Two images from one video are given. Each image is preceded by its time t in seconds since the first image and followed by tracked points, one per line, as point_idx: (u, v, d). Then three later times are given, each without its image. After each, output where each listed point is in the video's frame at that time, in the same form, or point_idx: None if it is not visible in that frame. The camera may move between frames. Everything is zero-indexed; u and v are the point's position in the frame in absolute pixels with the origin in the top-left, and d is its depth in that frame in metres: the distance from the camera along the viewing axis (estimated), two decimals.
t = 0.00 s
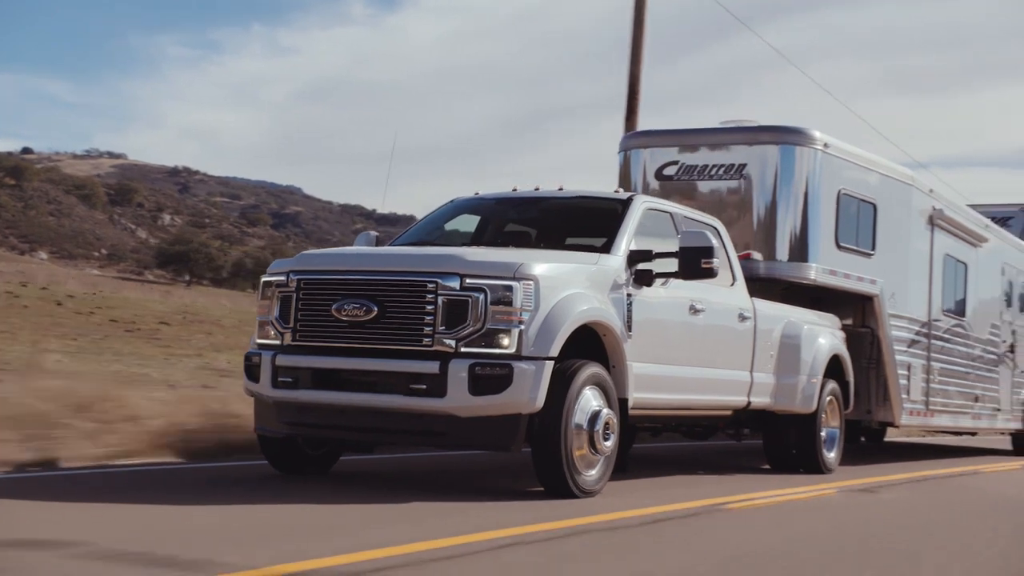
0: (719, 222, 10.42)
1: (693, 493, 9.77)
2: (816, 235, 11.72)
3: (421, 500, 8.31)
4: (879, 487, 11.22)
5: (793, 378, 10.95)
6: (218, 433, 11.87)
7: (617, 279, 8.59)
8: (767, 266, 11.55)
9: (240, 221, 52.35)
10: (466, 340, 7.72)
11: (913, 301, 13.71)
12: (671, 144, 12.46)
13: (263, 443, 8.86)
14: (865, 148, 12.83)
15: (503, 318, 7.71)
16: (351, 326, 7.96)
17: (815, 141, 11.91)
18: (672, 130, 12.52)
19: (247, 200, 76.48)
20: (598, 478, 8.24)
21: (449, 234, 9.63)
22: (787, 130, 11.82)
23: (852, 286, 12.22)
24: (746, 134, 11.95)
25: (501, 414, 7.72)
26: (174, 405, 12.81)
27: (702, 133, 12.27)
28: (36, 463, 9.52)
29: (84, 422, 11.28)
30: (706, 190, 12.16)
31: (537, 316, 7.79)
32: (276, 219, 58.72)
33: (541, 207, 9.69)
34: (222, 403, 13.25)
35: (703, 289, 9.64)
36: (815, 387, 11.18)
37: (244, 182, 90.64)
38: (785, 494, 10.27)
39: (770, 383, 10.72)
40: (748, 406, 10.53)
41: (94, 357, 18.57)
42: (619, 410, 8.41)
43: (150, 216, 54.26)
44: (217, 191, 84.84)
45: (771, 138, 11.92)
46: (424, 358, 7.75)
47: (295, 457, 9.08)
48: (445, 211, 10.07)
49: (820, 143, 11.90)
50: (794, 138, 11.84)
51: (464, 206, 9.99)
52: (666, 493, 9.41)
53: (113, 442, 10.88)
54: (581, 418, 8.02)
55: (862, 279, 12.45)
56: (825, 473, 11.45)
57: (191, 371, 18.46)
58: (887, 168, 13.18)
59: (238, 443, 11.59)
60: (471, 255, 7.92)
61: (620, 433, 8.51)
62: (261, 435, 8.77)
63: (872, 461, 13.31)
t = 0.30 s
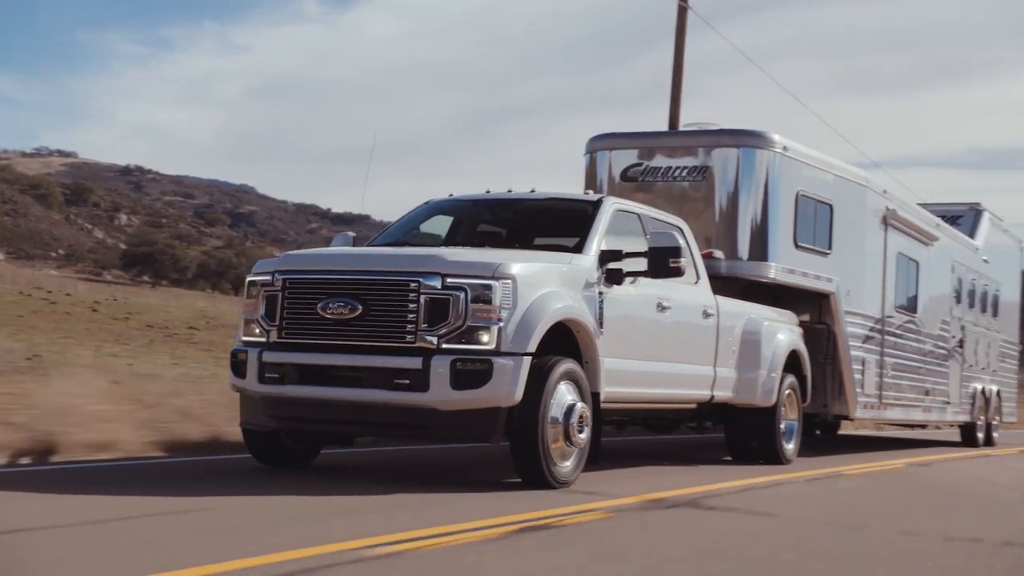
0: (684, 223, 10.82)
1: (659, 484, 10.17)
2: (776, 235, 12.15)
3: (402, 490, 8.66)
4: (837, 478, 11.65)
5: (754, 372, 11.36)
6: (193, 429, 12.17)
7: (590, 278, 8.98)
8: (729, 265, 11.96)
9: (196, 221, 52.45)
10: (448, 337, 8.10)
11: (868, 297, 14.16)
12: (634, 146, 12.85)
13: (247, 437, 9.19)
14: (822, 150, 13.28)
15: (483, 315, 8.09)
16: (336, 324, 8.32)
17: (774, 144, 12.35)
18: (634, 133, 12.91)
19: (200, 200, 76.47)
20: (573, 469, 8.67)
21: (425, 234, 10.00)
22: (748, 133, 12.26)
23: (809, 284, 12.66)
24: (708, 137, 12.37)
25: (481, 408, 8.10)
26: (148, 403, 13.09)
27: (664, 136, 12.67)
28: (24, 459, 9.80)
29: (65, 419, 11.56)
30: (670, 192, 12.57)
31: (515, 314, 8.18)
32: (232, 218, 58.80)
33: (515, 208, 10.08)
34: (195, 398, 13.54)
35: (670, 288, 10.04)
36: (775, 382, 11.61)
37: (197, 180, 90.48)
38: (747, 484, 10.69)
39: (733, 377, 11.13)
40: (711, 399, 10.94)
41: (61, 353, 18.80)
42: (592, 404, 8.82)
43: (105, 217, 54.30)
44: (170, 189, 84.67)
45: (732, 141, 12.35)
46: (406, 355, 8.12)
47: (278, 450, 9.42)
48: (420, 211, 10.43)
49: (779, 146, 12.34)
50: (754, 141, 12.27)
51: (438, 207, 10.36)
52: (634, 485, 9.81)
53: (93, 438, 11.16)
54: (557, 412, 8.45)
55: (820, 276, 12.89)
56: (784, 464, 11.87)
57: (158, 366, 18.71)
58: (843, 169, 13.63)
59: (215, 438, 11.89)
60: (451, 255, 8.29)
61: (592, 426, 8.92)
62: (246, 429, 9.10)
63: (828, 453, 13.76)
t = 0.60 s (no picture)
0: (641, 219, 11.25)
1: (618, 471, 10.61)
2: (729, 231, 12.61)
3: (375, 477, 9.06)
4: (786, 465, 12.14)
5: (709, 364, 11.82)
6: (162, 421, 12.50)
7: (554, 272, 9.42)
8: (684, 260, 12.41)
9: (146, 216, 52.48)
10: (421, 329, 8.51)
11: (816, 291, 14.67)
12: (591, 145, 13.28)
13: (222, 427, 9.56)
14: (772, 149, 13.76)
15: (455, 309, 8.52)
16: (313, 317, 8.69)
17: (727, 144, 12.81)
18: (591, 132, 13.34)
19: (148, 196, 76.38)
20: (539, 456, 9.14)
21: (394, 231, 10.39)
22: (702, 133, 12.71)
23: (760, 277, 13.15)
24: (663, 136, 12.81)
25: (452, 398, 8.52)
26: (115, 395, 13.40)
27: (620, 135, 13.11)
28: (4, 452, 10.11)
29: (38, 412, 11.85)
30: (626, 189, 13.01)
31: (485, 308, 8.61)
32: (182, 215, 58.83)
33: (480, 206, 10.50)
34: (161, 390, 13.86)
35: (629, 282, 10.49)
36: (728, 373, 12.07)
37: (145, 177, 90.24)
38: (702, 472, 11.15)
39: (688, 369, 11.58)
40: (667, 390, 11.39)
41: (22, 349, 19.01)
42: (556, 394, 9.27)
43: (56, 214, 54.25)
44: (118, 186, 84.40)
45: (687, 140, 12.80)
46: (381, 347, 8.53)
47: (253, 439, 9.79)
48: (386, 207, 10.82)
49: (732, 145, 12.80)
50: (707, 140, 12.73)
51: (405, 204, 10.75)
52: (595, 472, 10.24)
53: (66, 430, 11.47)
54: (525, 402, 8.90)
55: (770, 271, 13.38)
56: (736, 452, 12.35)
57: (117, 359, 18.98)
58: (793, 167, 14.12)
59: (185, 431, 12.22)
60: (423, 251, 8.69)
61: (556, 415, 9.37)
62: (222, 418, 9.47)
63: (777, 442, 14.25)
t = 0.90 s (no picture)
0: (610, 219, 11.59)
1: (588, 464, 10.96)
2: (693, 230, 12.98)
3: (356, 470, 9.37)
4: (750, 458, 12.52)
5: (675, 360, 12.18)
6: (138, 417, 12.74)
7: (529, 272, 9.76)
8: (650, 258, 12.77)
9: (104, 212, 52.45)
10: (402, 329, 8.85)
11: (777, 288, 15.06)
12: (560, 145, 13.63)
13: (207, 423, 9.81)
14: (735, 150, 14.13)
15: (436, 309, 8.85)
16: (297, 317, 8.99)
17: (691, 144, 13.18)
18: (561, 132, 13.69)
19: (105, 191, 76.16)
20: (514, 451, 9.49)
21: (372, 230, 10.70)
22: (667, 134, 13.08)
23: (723, 275, 13.53)
24: (630, 137, 13.16)
25: (433, 395, 8.86)
26: (90, 390, 13.62)
27: (588, 135, 13.46)
28: None
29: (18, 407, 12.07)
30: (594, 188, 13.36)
31: (464, 308, 8.96)
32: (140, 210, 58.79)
33: (455, 206, 10.82)
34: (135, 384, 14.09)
35: (599, 281, 10.84)
36: (693, 368, 12.44)
37: (101, 172, 89.96)
38: (669, 464, 11.51)
39: (656, 364, 11.94)
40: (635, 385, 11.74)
41: None
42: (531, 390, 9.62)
43: (14, 209, 54.11)
44: (74, 181, 84.11)
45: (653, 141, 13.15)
46: (364, 346, 8.85)
47: (235, 435, 10.07)
48: (363, 207, 11.12)
49: (696, 146, 13.16)
50: (672, 141, 13.08)
51: (381, 205, 11.06)
52: (566, 465, 10.59)
53: (47, 425, 11.70)
54: (501, 398, 9.25)
55: (733, 268, 13.76)
56: (700, 445, 12.73)
57: (86, 353, 19.14)
58: (754, 167, 14.50)
59: (162, 426, 12.47)
60: (403, 253, 9.02)
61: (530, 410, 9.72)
62: (206, 414, 9.71)
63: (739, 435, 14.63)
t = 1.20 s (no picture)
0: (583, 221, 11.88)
1: (561, 459, 11.25)
2: (662, 231, 13.28)
3: (337, 465, 9.63)
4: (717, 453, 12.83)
5: (646, 358, 12.49)
6: (116, 413, 12.95)
7: (506, 273, 10.05)
8: (621, 259, 13.07)
9: (69, 210, 52.42)
10: (384, 328, 9.12)
11: (743, 286, 15.39)
12: (532, 148, 13.92)
13: (191, 419, 10.05)
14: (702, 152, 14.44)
15: (416, 309, 9.13)
16: (281, 317, 9.25)
17: (661, 147, 13.48)
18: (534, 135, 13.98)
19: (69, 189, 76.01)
20: (491, 446, 9.78)
21: (352, 232, 10.95)
22: (637, 138, 13.37)
23: (691, 275, 13.85)
24: (601, 140, 13.45)
25: (413, 392, 9.13)
26: (67, 386, 13.81)
27: (560, 138, 13.75)
28: None
29: None
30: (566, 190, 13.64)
31: (443, 308, 9.25)
32: (105, 208, 58.80)
33: (433, 208, 11.09)
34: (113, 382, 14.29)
35: (572, 281, 11.13)
36: (664, 367, 12.75)
37: (65, 170, 89.70)
38: (639, 459, 11.81)
39: (627, 362, 12.23)
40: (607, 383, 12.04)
41: None
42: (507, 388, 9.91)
43: None
44: (38, 179, 83.89)
45: (623, 144, 13.44)
46: (346, 345, 9.12)
47: (218, 431, 10.30)
48: (342, 208, 11.37)
49: (665, 149, 13.47)
50: (642, 144, 13.38)
51: (360, 207, 11.31)
52: (540, 460, 10.88)
53: (27, 420, 11.90)
54: (479, 395, 9.54)
55: (701, 268, 14.08)
56: (670, 441, 13.04)
57: (59, 349, 19.31)
58: (721, 169, 14.82)
59: (141, 422, 12.69)
60: (384, 255, 9.30)
61: (506, 407, 10.01)
62: (190, 411, 9.94)
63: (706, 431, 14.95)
